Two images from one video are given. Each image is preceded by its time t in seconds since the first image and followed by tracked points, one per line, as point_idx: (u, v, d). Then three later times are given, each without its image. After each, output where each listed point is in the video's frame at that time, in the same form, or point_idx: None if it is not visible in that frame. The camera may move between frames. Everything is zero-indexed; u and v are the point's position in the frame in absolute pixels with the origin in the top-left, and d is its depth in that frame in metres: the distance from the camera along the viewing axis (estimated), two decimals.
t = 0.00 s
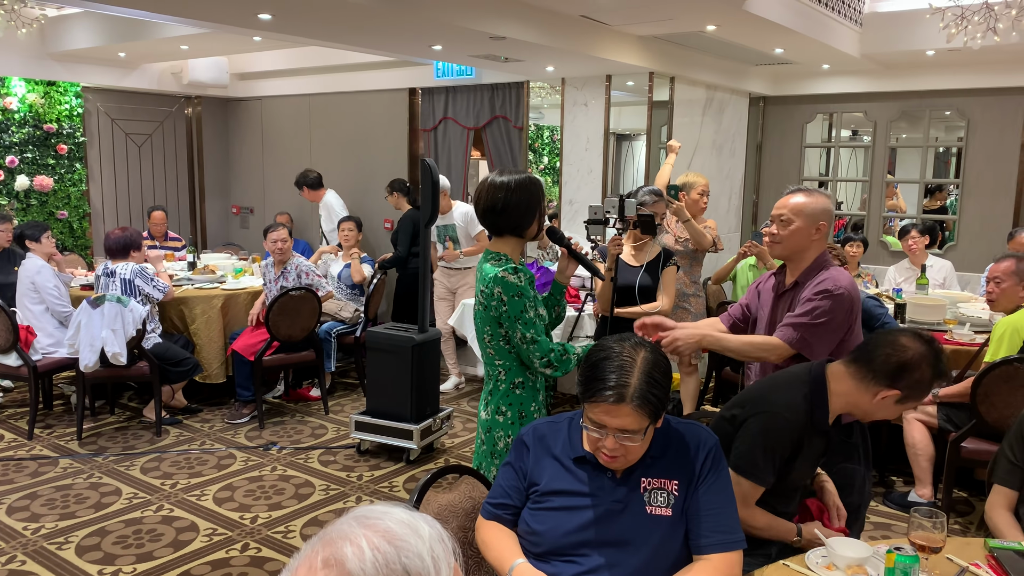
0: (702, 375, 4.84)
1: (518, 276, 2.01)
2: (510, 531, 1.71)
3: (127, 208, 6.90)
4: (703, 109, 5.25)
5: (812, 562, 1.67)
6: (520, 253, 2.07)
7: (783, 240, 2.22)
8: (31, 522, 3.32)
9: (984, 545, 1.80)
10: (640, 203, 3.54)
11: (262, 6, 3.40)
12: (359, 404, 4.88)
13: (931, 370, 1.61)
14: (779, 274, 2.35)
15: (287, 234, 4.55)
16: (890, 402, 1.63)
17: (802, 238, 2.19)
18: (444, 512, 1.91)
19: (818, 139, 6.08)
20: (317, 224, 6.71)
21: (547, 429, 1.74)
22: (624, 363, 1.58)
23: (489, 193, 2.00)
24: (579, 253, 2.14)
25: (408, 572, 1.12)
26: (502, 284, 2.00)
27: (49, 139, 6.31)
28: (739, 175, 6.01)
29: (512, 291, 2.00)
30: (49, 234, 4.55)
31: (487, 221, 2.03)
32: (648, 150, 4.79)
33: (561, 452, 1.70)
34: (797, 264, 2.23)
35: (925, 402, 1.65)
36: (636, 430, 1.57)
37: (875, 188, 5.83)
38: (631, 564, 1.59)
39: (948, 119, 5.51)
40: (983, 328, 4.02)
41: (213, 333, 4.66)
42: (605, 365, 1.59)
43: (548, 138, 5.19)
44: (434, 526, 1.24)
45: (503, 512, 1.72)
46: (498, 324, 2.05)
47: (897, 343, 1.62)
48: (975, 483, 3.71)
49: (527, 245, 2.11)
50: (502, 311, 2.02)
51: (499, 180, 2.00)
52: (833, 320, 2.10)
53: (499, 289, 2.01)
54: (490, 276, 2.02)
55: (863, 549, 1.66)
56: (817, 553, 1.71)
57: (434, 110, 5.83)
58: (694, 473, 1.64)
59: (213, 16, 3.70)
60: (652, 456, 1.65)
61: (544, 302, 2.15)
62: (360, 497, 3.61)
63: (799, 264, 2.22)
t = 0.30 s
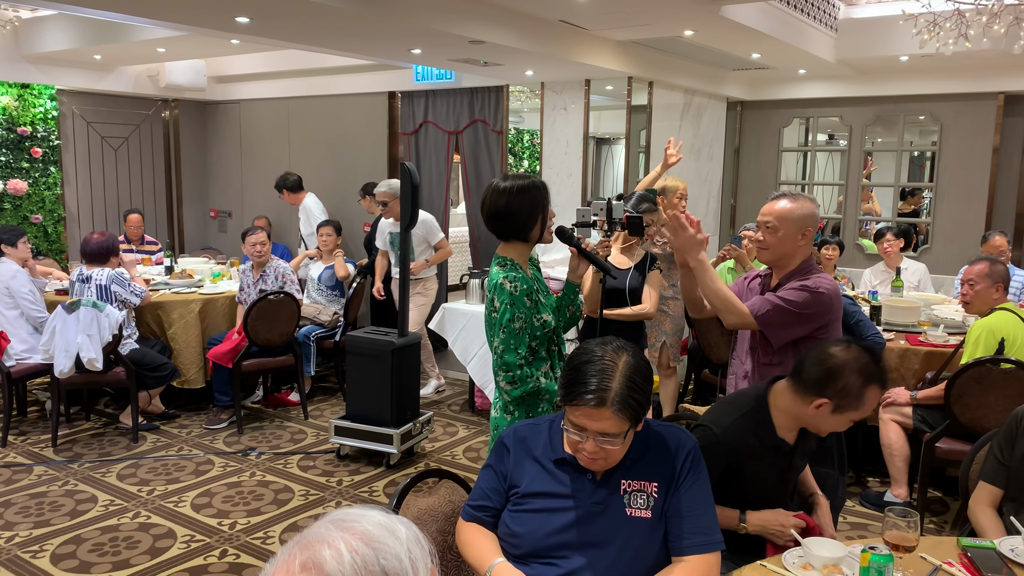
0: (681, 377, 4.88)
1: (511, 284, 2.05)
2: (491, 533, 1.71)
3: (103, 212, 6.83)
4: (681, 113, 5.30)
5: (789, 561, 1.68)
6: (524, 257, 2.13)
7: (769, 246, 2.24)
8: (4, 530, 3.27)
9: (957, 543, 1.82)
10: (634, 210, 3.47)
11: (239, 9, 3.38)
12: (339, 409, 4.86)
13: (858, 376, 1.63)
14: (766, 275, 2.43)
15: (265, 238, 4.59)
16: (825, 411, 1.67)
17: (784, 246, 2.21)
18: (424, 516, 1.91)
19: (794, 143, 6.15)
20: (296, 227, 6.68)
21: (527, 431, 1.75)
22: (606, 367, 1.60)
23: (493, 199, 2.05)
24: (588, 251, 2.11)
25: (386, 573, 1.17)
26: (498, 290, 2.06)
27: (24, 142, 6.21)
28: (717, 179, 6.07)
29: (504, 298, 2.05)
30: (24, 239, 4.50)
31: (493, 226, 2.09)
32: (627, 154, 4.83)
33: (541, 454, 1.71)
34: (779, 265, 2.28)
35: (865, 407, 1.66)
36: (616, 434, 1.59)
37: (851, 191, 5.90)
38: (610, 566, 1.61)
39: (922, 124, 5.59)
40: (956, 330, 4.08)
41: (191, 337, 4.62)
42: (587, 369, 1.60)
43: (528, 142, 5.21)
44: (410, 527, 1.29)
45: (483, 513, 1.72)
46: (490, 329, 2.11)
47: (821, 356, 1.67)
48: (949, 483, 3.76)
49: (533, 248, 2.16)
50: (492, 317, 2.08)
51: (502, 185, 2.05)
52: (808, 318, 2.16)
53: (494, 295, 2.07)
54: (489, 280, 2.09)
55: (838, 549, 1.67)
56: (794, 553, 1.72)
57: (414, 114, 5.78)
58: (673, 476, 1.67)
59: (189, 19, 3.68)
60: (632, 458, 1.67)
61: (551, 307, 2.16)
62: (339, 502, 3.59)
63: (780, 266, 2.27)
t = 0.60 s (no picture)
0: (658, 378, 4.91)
1: (511, 285, 2.07)
2: (466, 534, 1.71)
3: (75, 215, 6.75)
4: (657, 116, 5.33)
5: (761, 559, 1.71)
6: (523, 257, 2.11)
7: (790, 256, 2.21)
8: None
9: (925, 540, 1.85)
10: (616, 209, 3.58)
11: (212, 11, 3.35)
12: (316, 412, 4.83)
13: (782, 387, 1.72)
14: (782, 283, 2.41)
15: (242, 240, 4.60)
16: (758, 418, 1.76)
17: (806, 256, 2.18)
18: (400, 519, 1.90)
19: (769, 146, 6.21)
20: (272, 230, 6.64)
21: (502, 433, 1.75)
22: (578, 371, 1.60)
23: (491, 201, 2.05)
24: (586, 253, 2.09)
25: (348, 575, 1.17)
26: (498, 291, 2.07)
27: None
28: (693, 182, 6.12)
29: (504, 300, 2.07)
30: None
31: (491, 228, 2.08)
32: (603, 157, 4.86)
33: (515, 455, 1.72)
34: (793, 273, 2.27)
35: (791, 419, 1.71)
36: (589, 437, 1.59)
37: (825, 193, 5.97)
38: (584, 566, 1.61)
39: (894, 126, 5.67)
40: (927, 329, 4.14)
41: (165, 341, 4.57)
42: (560, 373, 1.61)
43: (506, 144, 5.23)
44: (374, 529, 1.29)
45: (458, 515, 1.72)
46: (490, 331, 2.11)
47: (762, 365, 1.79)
48: (921, 480, 3.81)
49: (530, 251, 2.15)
50: (491, 318, 2.09)
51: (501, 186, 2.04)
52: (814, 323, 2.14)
53: (494, 296, 2.08)
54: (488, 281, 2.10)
55: (809, 547, 1.70)
56: (766, 551, 1.75)
57: (391, 116, 5.76)
58: (646, 475, 1.68)
59: (162, 21, 3.64)
60: (606, 459, 1.67)
61: (548, 309, 2.18)
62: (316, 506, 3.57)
63: (796, 275, 2.25)
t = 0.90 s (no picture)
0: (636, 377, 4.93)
1: (499, 286, 2.08)
2: (439, 536, 1.71)
3: (47, 217, 6.65)
4: (633, 117, 5.36)
5: (735, 556, 1.73)
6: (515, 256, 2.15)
7: (808, 260, 2.14)
8: None
9: (894, 534, 1.87)
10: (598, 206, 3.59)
11: (183, 10, 3.32)
12: (293, 415, 4.80)
13: (742, 366, 1.79)
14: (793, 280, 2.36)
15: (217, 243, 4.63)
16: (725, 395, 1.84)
17: (824, 264, 2.12)
18: (375, 521, 1.90)
19: (745, 146, 6.27)
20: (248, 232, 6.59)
21: (475, 433, 1.75)
22: (552, 369, 1.61)
23: (486, 201, 2.08)
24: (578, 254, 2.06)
25: None
26: (485, 291, 2.08)
27: None
28: (670, 182, 6.16)
29: (492, 300, 2.08)
30: None
31: (485, 227, 2.12)
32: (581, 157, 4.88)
33: (489, 455, 1.71)
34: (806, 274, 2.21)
35: (748, 398, 1.77)
36: (563, 434, 1.60)
37: (800, 192, 6.03)
38: (557, 565, 1.62)
39: (868, 127, 5.75)
40: (900, 327, 4.20)
41: (139, 344, 4.53)
42: (534, 371, 1.61)
43: (484, 145, 5.23)
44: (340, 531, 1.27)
45: (432, 516, 1.71)
46: (478, 333, 2.12)
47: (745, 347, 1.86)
48: (894, 476, 3.86)
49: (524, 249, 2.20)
50: (478, 319, 2.11)
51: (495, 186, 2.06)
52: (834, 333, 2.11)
53: (480, 297, 2.10)
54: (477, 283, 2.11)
55: (782, 543, 1.72)
56: (739, 547, 1.76)
57: (367, 117, 5.75)
58: (619, 472, 1.69)
59: (133, 21, 3.59)
60: (579, 457, 1.68)
61: (535, 309, 2.21)
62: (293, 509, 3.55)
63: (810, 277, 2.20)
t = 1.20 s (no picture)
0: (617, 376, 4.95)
1: (485, 289, 2.12)
2: (420, 540, 1.70)
3: (23, 219, 6.57)
4: (613, 117, 5.38)
5: (711, 554, 1.77)
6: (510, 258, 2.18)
7: (818, 259, 2.19)
8: None
9: (869, 530, 1.89)
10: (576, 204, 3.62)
11: (159, 10, 3.29)
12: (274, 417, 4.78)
13: (693, 366, 1.80)
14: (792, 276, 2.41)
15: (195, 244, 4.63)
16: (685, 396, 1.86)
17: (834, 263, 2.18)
18: (353, 523, 1.89)
19: (724, 146, 6.31)
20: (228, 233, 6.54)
21: (452, 437, 1.75)
22: (530, 369, 1.62)
23: (483, 204, 2.09)
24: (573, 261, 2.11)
25: None
26: (471, 293, 2.13)
27: None
28: (650, 182, 6.19)
29: (477, 302, 2.12)
30: None
31: (482, 228, 2.14)
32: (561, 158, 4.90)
33: (466, 459, 1.71)
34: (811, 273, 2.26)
35: (700, 397, 1.78)
36: (541, 434, 1.60)
37: (778, 192, 6.08)
38: (536, 565, 1.63)
39: (846, 127, 5.80)
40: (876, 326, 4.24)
41: (117, 346, 4.49)
42: (512, 371, 1.62)
43: (465, 145, 5.23)
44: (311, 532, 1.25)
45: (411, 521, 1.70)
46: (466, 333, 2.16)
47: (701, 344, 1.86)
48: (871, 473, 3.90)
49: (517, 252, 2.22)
50: (464, 320, 2.15)
51: (493, 189, 2.08)
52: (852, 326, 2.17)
53: (468, 298, 2.15)
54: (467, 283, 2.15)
55: (757, 540, 1.76)
56: (716, 545, 1.80)
57: (347, 117, 5.74)
58: (596, 472, 1.71)
59: (108, 20, 3.56)
60: (556, 458, 1.69)
61: (524, 313, 2.24)
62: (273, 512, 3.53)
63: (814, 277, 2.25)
